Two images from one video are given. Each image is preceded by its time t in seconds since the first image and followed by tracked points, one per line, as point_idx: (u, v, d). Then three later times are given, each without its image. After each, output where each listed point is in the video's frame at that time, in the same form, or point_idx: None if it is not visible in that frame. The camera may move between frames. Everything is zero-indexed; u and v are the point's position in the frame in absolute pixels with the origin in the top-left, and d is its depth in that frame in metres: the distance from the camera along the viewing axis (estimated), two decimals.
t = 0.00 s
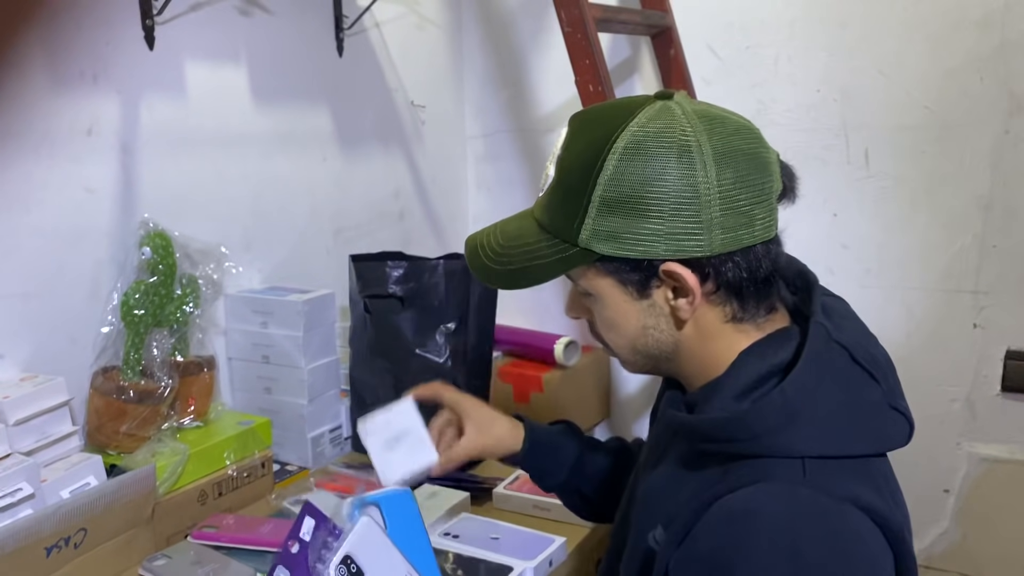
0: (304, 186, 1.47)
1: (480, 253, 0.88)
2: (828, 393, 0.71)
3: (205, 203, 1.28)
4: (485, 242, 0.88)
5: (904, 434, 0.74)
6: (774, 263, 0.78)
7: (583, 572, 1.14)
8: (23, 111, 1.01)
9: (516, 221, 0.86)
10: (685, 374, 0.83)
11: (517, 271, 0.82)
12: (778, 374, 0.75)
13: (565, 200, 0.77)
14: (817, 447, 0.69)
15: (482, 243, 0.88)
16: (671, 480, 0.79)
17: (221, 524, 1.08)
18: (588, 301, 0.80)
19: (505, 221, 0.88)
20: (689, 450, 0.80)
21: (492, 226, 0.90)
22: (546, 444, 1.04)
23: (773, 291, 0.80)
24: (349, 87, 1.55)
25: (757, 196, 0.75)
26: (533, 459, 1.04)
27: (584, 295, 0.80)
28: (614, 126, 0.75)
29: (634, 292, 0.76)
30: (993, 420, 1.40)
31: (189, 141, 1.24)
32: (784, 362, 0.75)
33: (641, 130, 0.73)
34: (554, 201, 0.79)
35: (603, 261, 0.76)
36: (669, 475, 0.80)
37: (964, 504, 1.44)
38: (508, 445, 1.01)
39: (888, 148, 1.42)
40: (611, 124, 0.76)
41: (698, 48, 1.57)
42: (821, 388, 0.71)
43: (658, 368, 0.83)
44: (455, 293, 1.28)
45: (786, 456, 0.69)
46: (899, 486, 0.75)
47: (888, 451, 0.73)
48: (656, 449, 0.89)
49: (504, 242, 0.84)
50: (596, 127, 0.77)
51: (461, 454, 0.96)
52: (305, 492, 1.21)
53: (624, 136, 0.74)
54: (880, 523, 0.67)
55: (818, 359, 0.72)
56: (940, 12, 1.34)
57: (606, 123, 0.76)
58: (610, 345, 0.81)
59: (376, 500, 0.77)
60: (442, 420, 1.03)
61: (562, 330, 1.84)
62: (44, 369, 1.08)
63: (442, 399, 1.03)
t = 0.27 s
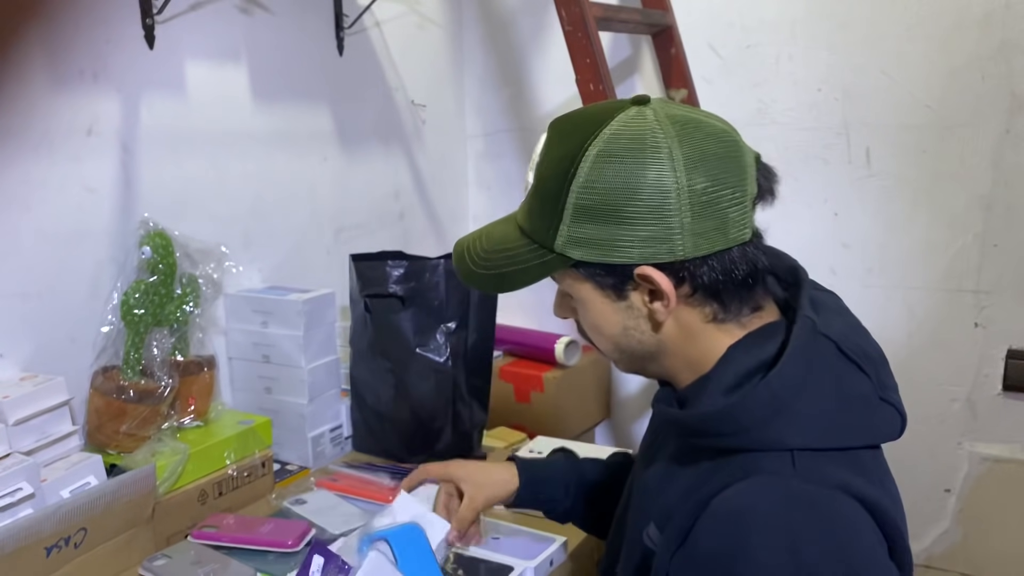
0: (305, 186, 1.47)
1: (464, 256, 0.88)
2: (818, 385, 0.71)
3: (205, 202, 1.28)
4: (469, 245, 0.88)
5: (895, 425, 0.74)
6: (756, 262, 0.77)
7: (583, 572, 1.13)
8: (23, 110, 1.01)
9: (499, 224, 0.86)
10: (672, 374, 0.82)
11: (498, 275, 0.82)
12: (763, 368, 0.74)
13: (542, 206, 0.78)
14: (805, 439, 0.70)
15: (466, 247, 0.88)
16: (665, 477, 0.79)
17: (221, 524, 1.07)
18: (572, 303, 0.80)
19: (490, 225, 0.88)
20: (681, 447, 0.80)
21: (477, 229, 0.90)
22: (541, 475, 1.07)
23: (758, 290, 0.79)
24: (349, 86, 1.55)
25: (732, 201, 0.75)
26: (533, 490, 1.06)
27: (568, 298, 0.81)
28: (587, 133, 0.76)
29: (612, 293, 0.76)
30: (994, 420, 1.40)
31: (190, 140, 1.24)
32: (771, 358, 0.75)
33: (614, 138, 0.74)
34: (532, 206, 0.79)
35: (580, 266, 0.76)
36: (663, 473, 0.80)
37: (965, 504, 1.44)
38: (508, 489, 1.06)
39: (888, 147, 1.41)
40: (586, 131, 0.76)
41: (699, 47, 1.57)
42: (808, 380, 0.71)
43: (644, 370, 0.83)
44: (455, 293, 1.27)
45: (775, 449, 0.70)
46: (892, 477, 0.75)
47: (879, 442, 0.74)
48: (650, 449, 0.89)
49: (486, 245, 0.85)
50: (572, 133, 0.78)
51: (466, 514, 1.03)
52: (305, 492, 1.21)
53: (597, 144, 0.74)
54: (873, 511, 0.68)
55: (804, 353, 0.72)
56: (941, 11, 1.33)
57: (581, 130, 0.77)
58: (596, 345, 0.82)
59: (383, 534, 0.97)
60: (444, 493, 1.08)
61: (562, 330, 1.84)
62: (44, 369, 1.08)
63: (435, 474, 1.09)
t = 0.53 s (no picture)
0: (306, 185, 1.47)
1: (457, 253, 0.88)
2: (813, 373, 0.71)
3: (206, 202, 1.28)
4: (462, 242, 0.89)
5: (891, 414, 0.74)
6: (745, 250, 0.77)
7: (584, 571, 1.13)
8: (22, 109, 1.01)
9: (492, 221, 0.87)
10: (666, 369, 0.81)
11: (489, 266, 0.82)
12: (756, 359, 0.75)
13: (531, 196, 0.78)
14: (799, 426, 0.70)
15: (459, 244, 0.89)
16: (662, 475, 0.79)
17: (221, 523, 1.07)
18: (563, 295, 0.80)
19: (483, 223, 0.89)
20: (680, 440, 0.80)
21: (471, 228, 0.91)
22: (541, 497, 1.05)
23: (747, 279, 0.78)
24: (350, 85, 1.55)
25: (718, 188, 0.75)
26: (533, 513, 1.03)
27: (559, 291, 0.81)
28: (575, 123, 0.77)
29: (601, 282, 0.76)
30: (995, 419, 1.40)
31: (190, 139, 1.24)
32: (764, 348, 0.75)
33: (600, 126, 0.75)
34: (522, 198, 0.80)
35: (569, 253, 0.76)
36: (662, 467, 0.80)
37: (967, 503, 1.44)
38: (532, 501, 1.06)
39: (889, 146, 1.41)
40: (574, 121, 0.77)
41: (700, 45, 1.57)
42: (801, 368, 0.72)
43: (641, 364, 0.83)
44: (456, 292, 1.27)
45: (769, 438, 0.70)
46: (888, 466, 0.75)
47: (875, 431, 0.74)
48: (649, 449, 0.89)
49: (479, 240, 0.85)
50: (560, 125, 0.78)
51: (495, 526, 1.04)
52: (306, 491, 1.21)
53: (584, 133, 0.75)
54: (869, 497, 0.68)
55: (794, 341, 0.73)
56: (943, 10, 1.33)
57: (569, 121, 0.78)
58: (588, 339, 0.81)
59: (384, 530, 0.99)
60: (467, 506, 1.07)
61: (562, 329, 1.84)
62: (44, 368, 1.07)
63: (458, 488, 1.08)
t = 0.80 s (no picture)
0: (307, 183, 1.47)
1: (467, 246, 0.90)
2: (813, 362, 0.71)
3: (207, 200, 1.28)
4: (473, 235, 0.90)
5: (892, 405, 0.74)
6: (747, 238, 0.77)
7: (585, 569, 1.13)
8: (23, 107, 1.01)
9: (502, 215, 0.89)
10: (668, 360, 0.81)
11: (495, 254, 0.83)
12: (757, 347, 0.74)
13: (535, 184, 0.80)
14: (800, 416, 0.69)
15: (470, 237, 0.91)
16: (665, 465, 0.79)
17: (222, 522, 1.07)
18: (566, 284, 0.81)
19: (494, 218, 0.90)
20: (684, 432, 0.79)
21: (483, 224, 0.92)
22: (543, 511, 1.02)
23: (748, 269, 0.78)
24: (350, 83, 1.55)
25: (716, 175, 0.75)
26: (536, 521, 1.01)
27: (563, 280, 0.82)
28: (578, 114, 0.79)
29: (601, 268, 0.77)
30: (997, 417, 1.39)
31: (191, 137, 1.24)
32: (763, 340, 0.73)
33: (601, 115, 0.76)
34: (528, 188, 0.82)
35: (570, 238, 0.77)
36: (667, 459, 0.80)
37: (968, 501, 1.44)
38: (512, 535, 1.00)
39: (890, 144, 1.41)
40: (577, 112, 0.79)
41: (701, 44, 1.57)
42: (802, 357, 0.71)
43: (647, 359, 0.82)
44: (456, 290, 1.26)
45: (770, 427, 0.69)
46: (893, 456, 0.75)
47: (876, 421, 0.73)
48: (654, 441, 0.89)
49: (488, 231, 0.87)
50: (564, 117, 0.80)
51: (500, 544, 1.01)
52: (306, 489, 1.21)
53: (586, 121, 0.77)
54: (870, 489, 0.68)
55: (795, 327, 0.71)
56: (944, 8, 1.33)
57: (573, 113, 0.80)
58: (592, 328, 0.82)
59: (381, 522, 0.89)
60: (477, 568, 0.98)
61: (563, 327, 1.84)
62: (44, 367, 1.07)
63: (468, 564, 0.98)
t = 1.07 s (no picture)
0: (307, 181, 1.47)
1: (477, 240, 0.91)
2: (815, 338, 0.72)
3: (207, 198, 1.28)
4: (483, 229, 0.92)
5: (891, 384, 0.75)
6: (745, 223, 0.77)
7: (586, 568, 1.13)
8: (24, 105, 1.01)
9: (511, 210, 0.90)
10: (669, 347, 0.81)
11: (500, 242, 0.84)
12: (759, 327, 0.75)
13: (539, 173, 0.81)
14: (804, 390, 0.70)
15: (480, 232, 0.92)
16: (673, 446, 0.80)
17: (222, 520, 1.07)
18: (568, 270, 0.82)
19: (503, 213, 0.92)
20: (688, 414, 0.80)
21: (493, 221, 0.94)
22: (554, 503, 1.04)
23: (745, 255, 0.79)
24: (351, 81, 1.55)
25: (714, 161, 0.75)
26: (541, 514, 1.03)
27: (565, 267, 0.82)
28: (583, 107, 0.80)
29: (600, 252, 0.78)
30: (998, 416, 1.39)
31: (192, 135, 1.24)
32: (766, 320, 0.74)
33: (604, 106, 0.78)
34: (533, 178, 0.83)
35: (570, 222, 0.78)
36: (670, 443, 0.81)
37: (968, 500, 1.43)
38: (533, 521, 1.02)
39: (892, 142, 1.41)
40: (581, 106, 0.81)
41: (702, 41, 1.56)
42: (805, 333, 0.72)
43: (647, 347, 0.82)
44: (457, 289, 1.26)
45: (775, 401, 0.71)
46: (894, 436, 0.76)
47: (875, 399, 0.74)
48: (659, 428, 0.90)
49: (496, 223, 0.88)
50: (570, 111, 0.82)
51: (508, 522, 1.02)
52: (307, 487, 1.21)
53: (589, 112, 0.78)
54: (874, 463, 0.68)
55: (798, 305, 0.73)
56: (946, 6, 1.33)
57: (578, 106, 0.81)
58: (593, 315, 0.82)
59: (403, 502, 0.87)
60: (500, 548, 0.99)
61: (564, 326, 1.84)
62: (44, 365, 1.07)
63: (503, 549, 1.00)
